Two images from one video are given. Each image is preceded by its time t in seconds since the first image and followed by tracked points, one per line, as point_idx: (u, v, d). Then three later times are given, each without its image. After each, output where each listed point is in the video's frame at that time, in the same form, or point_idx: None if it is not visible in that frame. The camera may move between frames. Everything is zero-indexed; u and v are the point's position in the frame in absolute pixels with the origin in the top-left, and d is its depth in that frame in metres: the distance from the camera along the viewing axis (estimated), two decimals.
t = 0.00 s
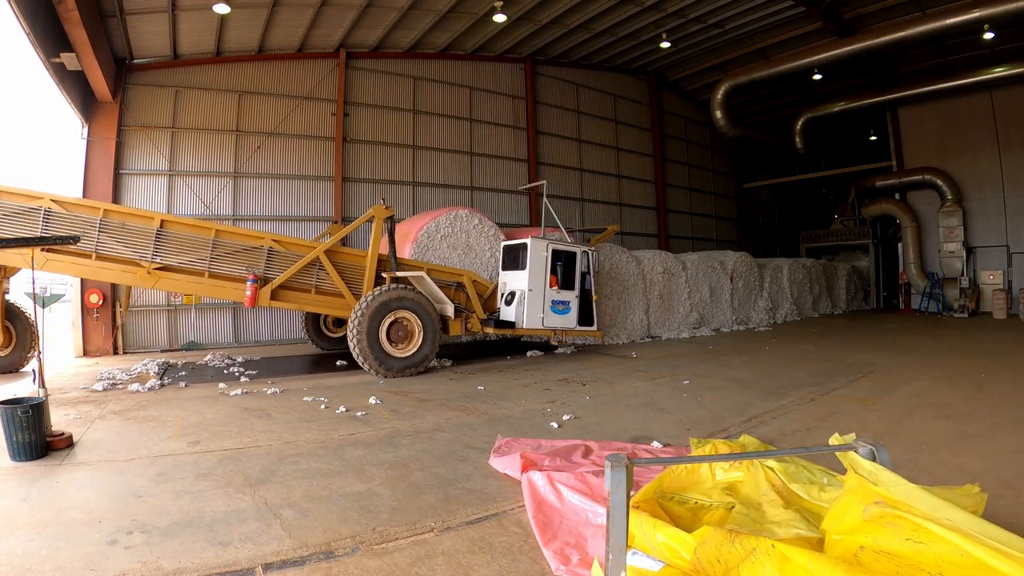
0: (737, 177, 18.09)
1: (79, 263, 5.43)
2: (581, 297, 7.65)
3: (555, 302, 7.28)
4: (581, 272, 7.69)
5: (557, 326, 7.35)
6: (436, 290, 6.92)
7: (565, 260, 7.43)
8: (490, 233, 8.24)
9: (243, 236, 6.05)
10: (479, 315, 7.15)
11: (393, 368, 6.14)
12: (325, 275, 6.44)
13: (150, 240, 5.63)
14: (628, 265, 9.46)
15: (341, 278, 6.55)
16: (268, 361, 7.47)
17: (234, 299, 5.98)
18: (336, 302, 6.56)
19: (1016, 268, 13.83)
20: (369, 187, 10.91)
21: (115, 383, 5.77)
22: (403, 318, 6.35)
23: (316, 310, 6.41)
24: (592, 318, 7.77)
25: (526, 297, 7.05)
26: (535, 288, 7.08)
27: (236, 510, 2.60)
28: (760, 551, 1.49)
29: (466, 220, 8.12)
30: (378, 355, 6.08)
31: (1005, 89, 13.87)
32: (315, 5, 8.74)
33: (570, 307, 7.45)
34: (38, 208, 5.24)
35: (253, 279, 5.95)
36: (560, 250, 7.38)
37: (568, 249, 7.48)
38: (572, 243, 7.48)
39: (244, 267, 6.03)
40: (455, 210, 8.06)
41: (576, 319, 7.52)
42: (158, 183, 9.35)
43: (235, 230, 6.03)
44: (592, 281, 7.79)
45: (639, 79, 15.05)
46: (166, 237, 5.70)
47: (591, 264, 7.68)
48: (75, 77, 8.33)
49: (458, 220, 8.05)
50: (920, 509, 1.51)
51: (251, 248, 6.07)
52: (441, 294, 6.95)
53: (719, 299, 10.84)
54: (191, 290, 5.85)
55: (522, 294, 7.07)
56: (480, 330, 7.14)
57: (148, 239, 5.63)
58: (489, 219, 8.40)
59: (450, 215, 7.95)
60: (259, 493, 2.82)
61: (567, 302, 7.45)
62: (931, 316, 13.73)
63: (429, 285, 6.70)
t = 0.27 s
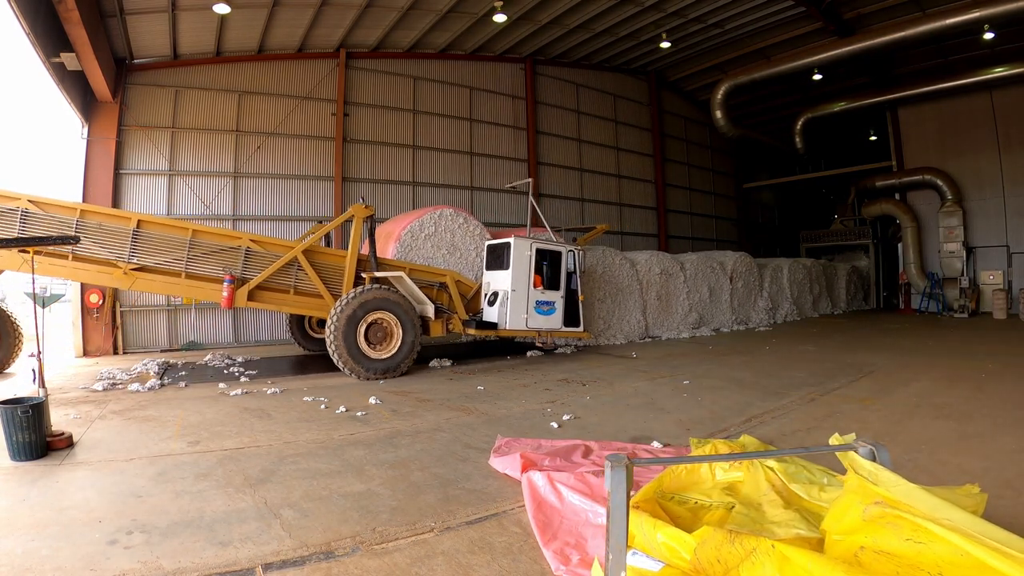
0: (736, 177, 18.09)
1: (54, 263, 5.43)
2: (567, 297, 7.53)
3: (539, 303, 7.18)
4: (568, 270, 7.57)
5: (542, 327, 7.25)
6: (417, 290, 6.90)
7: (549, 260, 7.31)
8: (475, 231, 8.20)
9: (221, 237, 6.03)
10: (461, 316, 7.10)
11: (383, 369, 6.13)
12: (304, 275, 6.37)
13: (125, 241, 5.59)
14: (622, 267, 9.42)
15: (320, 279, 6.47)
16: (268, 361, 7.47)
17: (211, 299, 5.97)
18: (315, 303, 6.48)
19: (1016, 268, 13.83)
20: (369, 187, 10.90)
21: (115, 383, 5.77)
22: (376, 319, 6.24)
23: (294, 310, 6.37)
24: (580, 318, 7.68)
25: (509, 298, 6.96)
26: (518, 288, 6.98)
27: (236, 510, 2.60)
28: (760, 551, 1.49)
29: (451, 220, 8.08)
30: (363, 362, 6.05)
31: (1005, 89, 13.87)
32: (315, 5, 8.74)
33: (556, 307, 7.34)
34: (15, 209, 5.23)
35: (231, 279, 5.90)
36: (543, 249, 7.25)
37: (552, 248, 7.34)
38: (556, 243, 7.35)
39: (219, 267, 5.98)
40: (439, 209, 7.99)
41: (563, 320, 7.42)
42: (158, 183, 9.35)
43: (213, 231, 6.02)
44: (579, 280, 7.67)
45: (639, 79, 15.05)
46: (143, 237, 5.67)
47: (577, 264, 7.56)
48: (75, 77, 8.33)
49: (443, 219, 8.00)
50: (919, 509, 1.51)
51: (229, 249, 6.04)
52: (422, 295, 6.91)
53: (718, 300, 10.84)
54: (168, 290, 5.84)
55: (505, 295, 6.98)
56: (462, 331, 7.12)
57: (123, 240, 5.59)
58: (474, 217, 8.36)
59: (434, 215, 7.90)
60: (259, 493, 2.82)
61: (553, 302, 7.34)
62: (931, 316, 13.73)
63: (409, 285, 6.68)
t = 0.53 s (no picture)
0: (736, 177, 18.09)
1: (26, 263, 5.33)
2: (549, 297, 7.44)
3: (520, 304, 7.08)
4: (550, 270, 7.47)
5: (524, 328, 7.16)
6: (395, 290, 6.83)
7: (531, 259, 7.20)
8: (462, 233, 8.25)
9: (195, 236, 5.92)
10: (439, 317, 7.00)
11: (376, 363, 6.14)
12: (279, 275, 6.29)
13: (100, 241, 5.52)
14: (618, 268, 9.40)
15: (295, 279, 6.40)
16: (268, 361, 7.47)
17: (185, 301, 5.83)
18: (290, 304, 6.38)
19: (1016, 268, 13.83)
20: (369, 187, 10.90)
21: (114, 383, 5.77)
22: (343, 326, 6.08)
23: (269, 311, 6.27)
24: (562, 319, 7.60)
25: (490, 299, 6.86)
26: (499, 289, 6.88)
27: (236, 510, 2.60)
28: (760, 550, 1.49)
29: (438, 220, 8.13)
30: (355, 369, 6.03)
31: (1005, 89, 13.88)
32: (315, 5, 8.74)
33: (538, 308, 7.26)
34: None
35: (204, 280, 5.80)
36: (525, 249, 7.15)
37: (534, 247, 7.23)
38: (538, 242, 7.23)
39: (191, 267, 5.89)
40: (427, 208, 8.06)
41: (545, 320, 7.34)
42: (158, 183, 9.34)
43: (187, 231, 5.91)
44: (562, 280, 7.58)
45: (638, 79, 15.05)
46: (117, 238, 5.58)
47: (560, 263, 7.46)
48: (75, 77, 8.33)
49: (430, 218, 8.06)
50: (919, 509, 1.51)
51: (202, 249, 5.94)
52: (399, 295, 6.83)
53: (718, 300, 10.84)
54: (141, 291, 5.70)
55: (485, 295, 6.88)
56: (440, 332, 7.00)
57: (98, 241, 5.51)
58: (463, 219, 8.39)
59: (422, 214, 7.96)
60: (259, 493, 2.82)
61: (535, 302, 7.25)
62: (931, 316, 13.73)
63: (385, 285, 6.62)
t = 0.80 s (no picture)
0: (736, 177, 18.09)
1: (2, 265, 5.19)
2: (530, 297, 7.32)
3: (499, 304, 6.95)
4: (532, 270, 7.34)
5: (503, 330, 7.03)
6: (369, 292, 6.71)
7: (509, 258, 7.07)
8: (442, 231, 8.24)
9: (167, 236, 5.74)
10: (415, 318, 6.86)
11: (360, 345, 6.11)
12: (252, 276, 6.13)
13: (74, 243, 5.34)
14: (615, 268, 9.40)
15: (268, 279, 6.23)
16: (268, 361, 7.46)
17: (158, 302, 5.72)
18: (263, 305, 6.22)
19: (1016, 268, 13.84)
20: (369, 187, 10.91)
21: (114, 383, 5.77)
22: (311, 335, 5.88)
23: (240, 313, 6.11)
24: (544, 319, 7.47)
25: (467, 300, 6.73)
26: (476, 290, 6.75)
27: (236, 510, 2.60)
28: (759, 550, 1.50)
29: (418, 218, 8.11)
30: (347, 362, 6.00)
31: (1005, 88, 13.89)
32: (315, 5, 8.75)
33: (518, 309, 7.13)
34: None
35: (175, 282, 5.65)
36: (504, 248, 7.02)
37: (513, 246, 7.10)
38: (518, 241, 7.10)
39: (169, 269, 5.76)
40: (406, 207, 8.06)
41: (526, 321, 7.22)
42: (158, 183, 9.34)
43: (158, 230, 5.72)
44: (544, 280, 7.48)
45: (638, 79, 15.05)
46: (92, 240, 5.42)
47: (542, 263, 7.35)
48: (75, 77, 8.33)
49: (409, 217, 8.04)
50: (919, 509, 1.51)
51: (173, 249, 5.76)
52: (373, 296, 6.68)
53: (718, 299, 10.84)
54: (113, 293, 5.55)
55: (463, 296, 6.76)
56: (416, 334, 6.87)
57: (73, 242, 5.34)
58: (442, 220, 8.40)
59: (401, 212, 7.96)
60: (259, 493, 2.82)
61: (515, 303, 7.12)
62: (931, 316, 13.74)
63: (359, 287, 6.51)
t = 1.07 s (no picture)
0: (736, 177, 18.09)
1: None
2: (509, 297, 7.23)
3: (476, 305, 6.88)
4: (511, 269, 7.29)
5: (480, 331, 6.96)
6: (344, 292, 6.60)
7: (486, 258, 7.01)
8: (420, 229, 8.22)
9: (137, 236, 5.67)
10: (390, 319, 6.76)
11: (333, 325, 6.00)
12: (224, 276, 6.04)
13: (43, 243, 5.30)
14: (615, 268, 9.39)
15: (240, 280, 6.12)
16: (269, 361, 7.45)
17: (129, 304, 5.64)
18: (235, 306, 6.10)
19: (1016, 268, 13.83)
20: (369, 187, 10.91)
21: (114, 383, 5.77)
22: (283, 345, 5.74)
23: (211, 314, 6.01)
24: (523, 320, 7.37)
25: (442, 301, 6.66)
26: (452, 290, 6.69)
27: (236, 510, 2.60)
28: (759, 549, 1.50)
29: (395, 218, 8.11)
30: (330, 346, 5.93)
31: (1005, 88, 13.89)
32: (315, 5, 8.75)
33: (496, 310, 7.06)
34: None
35: (145, 283, 5.58)
36: (480, 247, 6.95)
37: (490, 246, 7.03)
38: (495, 240, 7.03)
39: (140, 270, 5.70)
40: (383, 207, 8.06)
41: (504, 323, 7.12)
42: (157, 183, 9.34)
43: (129, 230, 5.66)
44: (524, 280, 7.40)
45: (638, 79, 15.05)
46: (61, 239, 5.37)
47: (521, 262, 7.28)
48: (76, 78, 8.33)
49: (386, 217, 8.04)
50: (919, 510, 1.51)
51: (144, 249, 5.69)
52: (346, 296, 6.53)
53: (718, 300, 10.85)
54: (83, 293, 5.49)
55: (438, 297, 6.69)
56: (390, 335, 6.76)
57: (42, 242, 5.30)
58: (421, 218, 8.38)
59: (377, 212, 7.96)
60: (259, 493, 2.82)
61: (493, 304, 7.05)
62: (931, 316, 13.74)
63: (330, 287, 6.36)
